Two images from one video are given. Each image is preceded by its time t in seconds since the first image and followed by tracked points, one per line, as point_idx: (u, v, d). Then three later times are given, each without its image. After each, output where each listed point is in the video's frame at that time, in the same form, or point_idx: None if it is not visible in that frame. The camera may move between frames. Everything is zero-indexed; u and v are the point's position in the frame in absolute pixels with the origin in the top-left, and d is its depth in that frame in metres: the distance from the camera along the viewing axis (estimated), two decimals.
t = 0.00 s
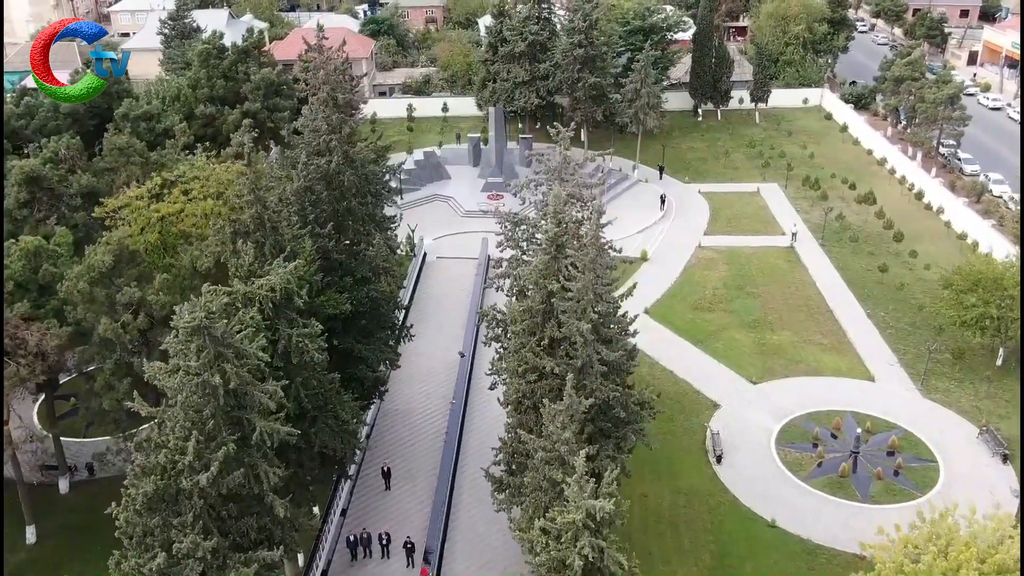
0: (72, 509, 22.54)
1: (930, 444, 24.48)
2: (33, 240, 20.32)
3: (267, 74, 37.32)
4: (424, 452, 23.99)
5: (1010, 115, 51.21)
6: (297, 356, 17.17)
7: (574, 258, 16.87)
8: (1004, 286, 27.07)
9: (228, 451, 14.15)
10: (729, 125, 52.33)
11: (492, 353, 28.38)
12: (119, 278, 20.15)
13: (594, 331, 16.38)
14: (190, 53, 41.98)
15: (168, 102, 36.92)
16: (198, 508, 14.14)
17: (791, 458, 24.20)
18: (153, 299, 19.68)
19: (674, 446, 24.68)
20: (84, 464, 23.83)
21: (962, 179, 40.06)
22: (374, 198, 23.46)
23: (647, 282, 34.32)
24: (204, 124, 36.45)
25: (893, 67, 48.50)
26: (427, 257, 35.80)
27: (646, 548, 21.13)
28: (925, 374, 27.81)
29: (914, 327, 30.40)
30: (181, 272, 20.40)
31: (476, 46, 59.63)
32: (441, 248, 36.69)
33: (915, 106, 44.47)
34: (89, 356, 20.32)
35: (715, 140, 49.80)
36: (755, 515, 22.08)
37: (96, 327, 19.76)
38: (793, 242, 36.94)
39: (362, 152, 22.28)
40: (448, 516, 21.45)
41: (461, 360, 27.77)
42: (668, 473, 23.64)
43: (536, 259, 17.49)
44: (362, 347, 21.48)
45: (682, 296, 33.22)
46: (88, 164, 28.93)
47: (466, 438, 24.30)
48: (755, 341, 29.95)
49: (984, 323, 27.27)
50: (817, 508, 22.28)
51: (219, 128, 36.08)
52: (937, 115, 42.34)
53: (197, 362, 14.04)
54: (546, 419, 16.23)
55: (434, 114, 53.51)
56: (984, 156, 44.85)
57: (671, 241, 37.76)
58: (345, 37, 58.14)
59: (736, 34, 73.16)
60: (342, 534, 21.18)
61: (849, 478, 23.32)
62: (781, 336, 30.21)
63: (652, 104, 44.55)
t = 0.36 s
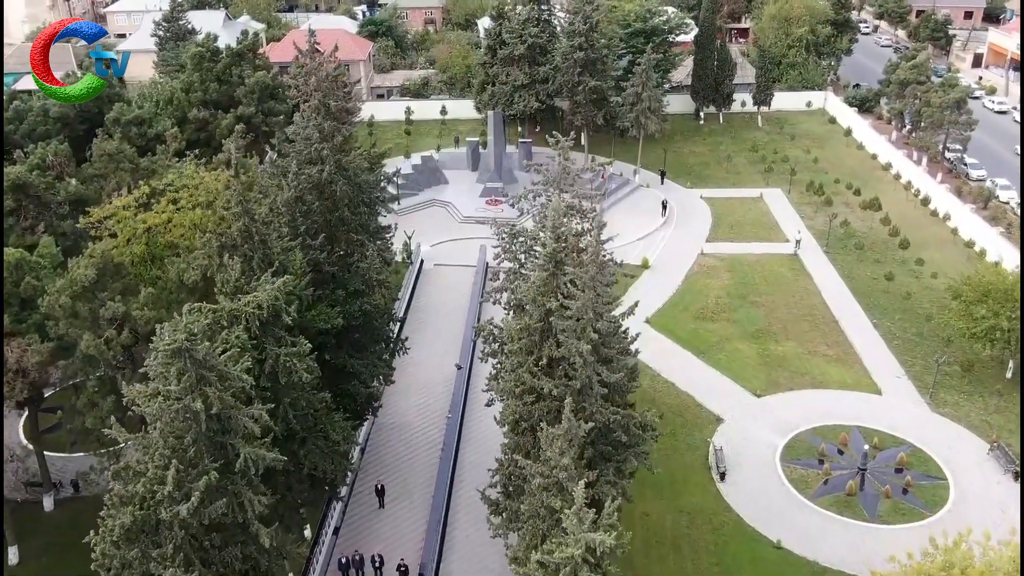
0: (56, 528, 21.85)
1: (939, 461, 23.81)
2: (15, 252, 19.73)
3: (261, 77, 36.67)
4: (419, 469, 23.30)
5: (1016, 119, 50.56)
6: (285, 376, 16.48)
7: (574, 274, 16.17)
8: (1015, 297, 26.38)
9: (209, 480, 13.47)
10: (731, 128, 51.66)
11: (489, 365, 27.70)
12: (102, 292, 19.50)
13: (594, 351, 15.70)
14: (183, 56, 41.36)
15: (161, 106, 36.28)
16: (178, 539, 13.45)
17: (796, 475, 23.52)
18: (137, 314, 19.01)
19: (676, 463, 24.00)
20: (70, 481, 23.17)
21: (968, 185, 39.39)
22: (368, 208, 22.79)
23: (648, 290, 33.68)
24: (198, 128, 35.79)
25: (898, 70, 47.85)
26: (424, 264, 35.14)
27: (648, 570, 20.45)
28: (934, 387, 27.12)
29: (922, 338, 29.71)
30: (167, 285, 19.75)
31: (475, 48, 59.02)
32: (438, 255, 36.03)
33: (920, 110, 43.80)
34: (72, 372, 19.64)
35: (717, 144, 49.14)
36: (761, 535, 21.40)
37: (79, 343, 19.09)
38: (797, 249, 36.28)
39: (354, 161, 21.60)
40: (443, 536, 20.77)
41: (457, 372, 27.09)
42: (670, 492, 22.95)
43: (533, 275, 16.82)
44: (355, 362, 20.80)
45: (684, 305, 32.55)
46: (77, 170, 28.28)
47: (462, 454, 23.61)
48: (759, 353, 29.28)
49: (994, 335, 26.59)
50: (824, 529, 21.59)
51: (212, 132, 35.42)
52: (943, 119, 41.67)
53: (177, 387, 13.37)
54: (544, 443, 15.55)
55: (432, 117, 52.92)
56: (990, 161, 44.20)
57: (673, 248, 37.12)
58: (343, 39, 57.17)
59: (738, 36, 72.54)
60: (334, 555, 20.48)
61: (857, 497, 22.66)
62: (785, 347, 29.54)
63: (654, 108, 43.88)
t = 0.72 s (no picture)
0: (39, 545, 21.18)
1: (949, 476, 23.14)
2: None
3: (255, 78, 35.96)
4: (414, 483, 22.61)
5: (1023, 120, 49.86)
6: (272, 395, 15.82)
7: (573, 290, 15.49)
8: None
9: (190, 509, 12.82)
10: (734, 129, 50.96)
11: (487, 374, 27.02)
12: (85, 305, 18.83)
13: (594, 371, 15.04)
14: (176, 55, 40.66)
15: (153, 107, 35.59)
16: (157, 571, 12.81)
17: (803, 491, 22.85)
18: (121, 328, 18.35)
19: (679, 477, 23.35)
20: (55, 495, 22.51)
21: (976, 188, 38.71)
22: (361, 216, 22.11)
23: (649, 296, 33.02)
24: (190, 129, 35.09)
25: (903, 71, 47.16)
26: (421, 269, 34.48)
27: None
28: (942, 398, 26.45)
29: (929, 347, 29.04)
30: (152, 297, 19.09)
31: (475, 47, 58.31)
32: (436, 259, 35.36)
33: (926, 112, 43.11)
34: (54, 387, 18.97)
35: (720, 146, 48.44)
36: (766, 555, 20.75)
37: (60, 357, 18.44)
38: (801, 254, 35.60)
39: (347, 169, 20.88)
40: (438, 555, 20.08)
41: (454, 382, 26.41)
42: (672, 508, 22.29)
43: (531, 290, 16.15)
44: (347, 376, 20.12)
45: (686, 312, 31.88)
46: (65, 175, 27.61)
47: (458, 468, 22.92)
48: (763, 362, 28.61)
49: (1005, 345, 25.92)
50: (831, 548, 20.93)
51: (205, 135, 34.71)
52: (950, 121, 40.97)
53: (156, 412, 12.71)
54: (542, 467, 14.90)
55: (430, 118, 52.20)
56: (997, 164, 43.53)
57: (674, 253, 36.44)
58: (340, 38, 56.26)
59: (740, 35, 71.83)
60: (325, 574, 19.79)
61: (864, 513, 22.01)
62: (790, 356, 28.87)
63: (655, 109, 43.17)
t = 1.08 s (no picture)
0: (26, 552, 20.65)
1: (957, 483, 22.58)
2: None
3: (249, 71, 35.26)
4: (410, 490, 22.04)
5: None
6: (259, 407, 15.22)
7: (572, 298, 14.91)
8: None
9: (171, 530, 12.28)
10: (736, 122, 50.24)
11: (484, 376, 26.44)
12: (68, 309, 18.30)
13: (594, 382, 14.48)
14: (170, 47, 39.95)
15: (146, 101, 34.89)
16: None
17: (808, 498, 22.31)
18: (105, 333, 17.79)
19: (681, 482, 22.83)
20: (42, 501, 21.96)
21: (983, 184, 38.06)
22: (354, 216, 21.49)
23: (650, 295, 32.41)
24: (183, 123, 34.41)
25: (909, 64, 46.41)
26: (418, 266, 33.85)
27: None
28: (950, 401, 25.89)
29: (937, 348, 28.46)
30: (138, 302, 18.53)
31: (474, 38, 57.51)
32: (433, 256, 34.73)
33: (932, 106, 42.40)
34: (36, 393, 18.41)
35: (722, 139, 47.74)
36: (770, 565, 20.23)
37: (43, 364, 17.92)
38: (805, 251, 34.98)
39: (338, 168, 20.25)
40: (435, 565, 19.52)
41: (451, 384, 25.84)
42: (674, 515, 21.75)
43: (529, 296, 15.56)
44: (340, 382, 19.55)
45: (687, 311, 31.28)
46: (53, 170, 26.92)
47: (455, 474, 22.35)
48: (766, 363, 28.04)
49: (1015, 347, 25.33)
50: (837, 558, 20.39)
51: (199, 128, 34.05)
52: (957, 115, 40.28)
53: (135, 428, 12.16)
54: (539, 482, 14.34)
55: (428, 111, 51.49)
56: (1004, 159, 42.82)
57: (676, 250, 35.83)
58: (337, 29, 55.68)
59: (743, 26, 70.91)
60: None
61: (870, 521, 21.49)
62: (794, 357, 28.30)
63: (657, 102, 42.43)
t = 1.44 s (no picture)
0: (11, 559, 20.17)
1: (966, 490, 22.05)
2: None
3: (243, 62, 34.54)
4: (404, 496, 21.53)
5: None
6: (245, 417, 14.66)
7: (571, 306, 14.33)
8: None
9: (150, 551, 11.75)
10: (739, 114, 49.50)
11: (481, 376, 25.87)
12: (50, 313, 17.90)
13: (594, 393, 13.92)
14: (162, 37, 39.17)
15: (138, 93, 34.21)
16: None
17: (813, 504, 21.78)
18: (88, 339, 17.32)
19: (683, 488, 22.30)
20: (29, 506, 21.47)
21: (990, 179, 37.39)
22: (348, 215, 20.87)
23: (651, 292, 31.83)
24: (175, 116, 33.73)
25: (915, 55, 45.63)
26: (415, 262, 33.25)
27: None
28: (958, 403, 25.35)
29: (944, 349, 27.89)
30: (122, 306, 18.06)
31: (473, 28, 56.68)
32: (431, 252, 34.13)
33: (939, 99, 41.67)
34: (20, 398, 17.92)
35: (725, 132, 47.02)
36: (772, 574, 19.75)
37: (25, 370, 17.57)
38: (809, 248, 34.37)
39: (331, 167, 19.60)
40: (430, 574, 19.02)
41: (448, 385, 25.28)
42: (675, 522, 21.23)
43: (526, 302, 14.98)
44: (333, 387, 18.99)
45: (688, 309, 30.72)
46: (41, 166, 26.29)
47: (452, 480, 21.82)
48: (770, 363, 27.48)
49: None
50: (843, 568, 19.88)
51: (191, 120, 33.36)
52: (964, 109, 39.57)
53: (113, 445, 11.61)
54: (537, 497, 13.80)
55: (427, 102, 50.76)
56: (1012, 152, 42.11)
57: (677, 246, 35.24)
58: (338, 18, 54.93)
59: (745, 16, 69.99)
60: None
61: (877, 528, 20.97)
62: (798, 357, 27.74)
63: (659, 95, 41.67)
